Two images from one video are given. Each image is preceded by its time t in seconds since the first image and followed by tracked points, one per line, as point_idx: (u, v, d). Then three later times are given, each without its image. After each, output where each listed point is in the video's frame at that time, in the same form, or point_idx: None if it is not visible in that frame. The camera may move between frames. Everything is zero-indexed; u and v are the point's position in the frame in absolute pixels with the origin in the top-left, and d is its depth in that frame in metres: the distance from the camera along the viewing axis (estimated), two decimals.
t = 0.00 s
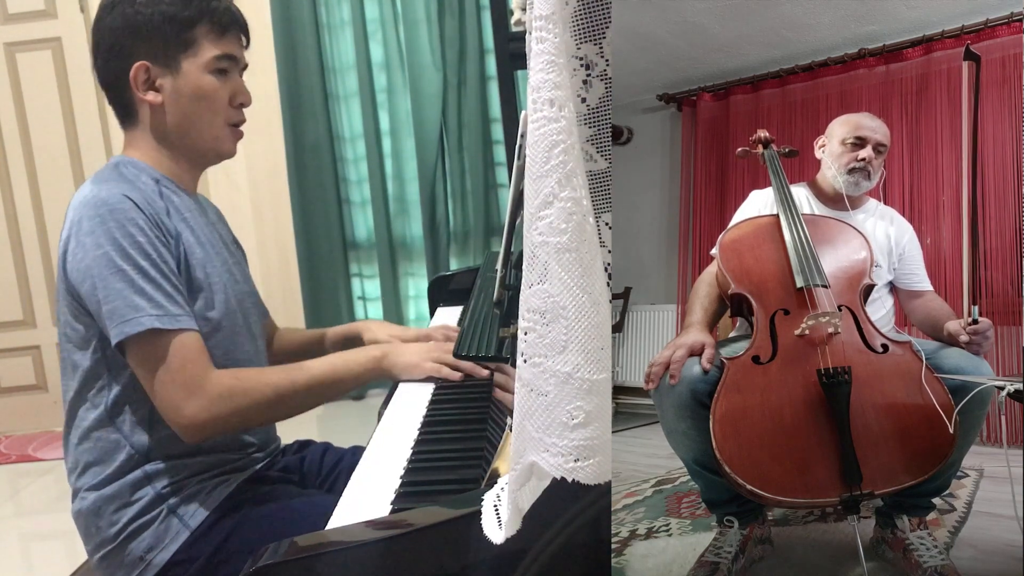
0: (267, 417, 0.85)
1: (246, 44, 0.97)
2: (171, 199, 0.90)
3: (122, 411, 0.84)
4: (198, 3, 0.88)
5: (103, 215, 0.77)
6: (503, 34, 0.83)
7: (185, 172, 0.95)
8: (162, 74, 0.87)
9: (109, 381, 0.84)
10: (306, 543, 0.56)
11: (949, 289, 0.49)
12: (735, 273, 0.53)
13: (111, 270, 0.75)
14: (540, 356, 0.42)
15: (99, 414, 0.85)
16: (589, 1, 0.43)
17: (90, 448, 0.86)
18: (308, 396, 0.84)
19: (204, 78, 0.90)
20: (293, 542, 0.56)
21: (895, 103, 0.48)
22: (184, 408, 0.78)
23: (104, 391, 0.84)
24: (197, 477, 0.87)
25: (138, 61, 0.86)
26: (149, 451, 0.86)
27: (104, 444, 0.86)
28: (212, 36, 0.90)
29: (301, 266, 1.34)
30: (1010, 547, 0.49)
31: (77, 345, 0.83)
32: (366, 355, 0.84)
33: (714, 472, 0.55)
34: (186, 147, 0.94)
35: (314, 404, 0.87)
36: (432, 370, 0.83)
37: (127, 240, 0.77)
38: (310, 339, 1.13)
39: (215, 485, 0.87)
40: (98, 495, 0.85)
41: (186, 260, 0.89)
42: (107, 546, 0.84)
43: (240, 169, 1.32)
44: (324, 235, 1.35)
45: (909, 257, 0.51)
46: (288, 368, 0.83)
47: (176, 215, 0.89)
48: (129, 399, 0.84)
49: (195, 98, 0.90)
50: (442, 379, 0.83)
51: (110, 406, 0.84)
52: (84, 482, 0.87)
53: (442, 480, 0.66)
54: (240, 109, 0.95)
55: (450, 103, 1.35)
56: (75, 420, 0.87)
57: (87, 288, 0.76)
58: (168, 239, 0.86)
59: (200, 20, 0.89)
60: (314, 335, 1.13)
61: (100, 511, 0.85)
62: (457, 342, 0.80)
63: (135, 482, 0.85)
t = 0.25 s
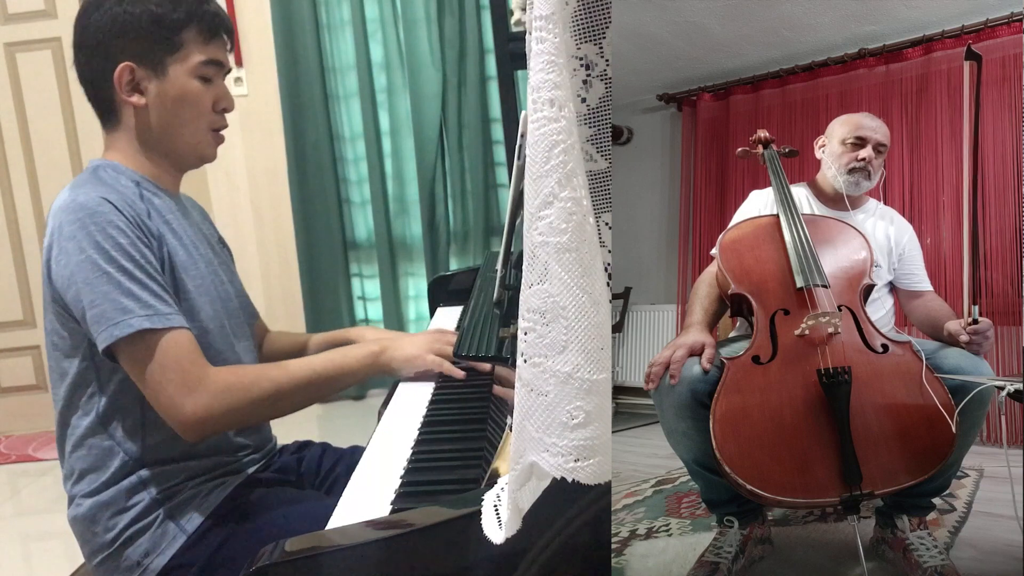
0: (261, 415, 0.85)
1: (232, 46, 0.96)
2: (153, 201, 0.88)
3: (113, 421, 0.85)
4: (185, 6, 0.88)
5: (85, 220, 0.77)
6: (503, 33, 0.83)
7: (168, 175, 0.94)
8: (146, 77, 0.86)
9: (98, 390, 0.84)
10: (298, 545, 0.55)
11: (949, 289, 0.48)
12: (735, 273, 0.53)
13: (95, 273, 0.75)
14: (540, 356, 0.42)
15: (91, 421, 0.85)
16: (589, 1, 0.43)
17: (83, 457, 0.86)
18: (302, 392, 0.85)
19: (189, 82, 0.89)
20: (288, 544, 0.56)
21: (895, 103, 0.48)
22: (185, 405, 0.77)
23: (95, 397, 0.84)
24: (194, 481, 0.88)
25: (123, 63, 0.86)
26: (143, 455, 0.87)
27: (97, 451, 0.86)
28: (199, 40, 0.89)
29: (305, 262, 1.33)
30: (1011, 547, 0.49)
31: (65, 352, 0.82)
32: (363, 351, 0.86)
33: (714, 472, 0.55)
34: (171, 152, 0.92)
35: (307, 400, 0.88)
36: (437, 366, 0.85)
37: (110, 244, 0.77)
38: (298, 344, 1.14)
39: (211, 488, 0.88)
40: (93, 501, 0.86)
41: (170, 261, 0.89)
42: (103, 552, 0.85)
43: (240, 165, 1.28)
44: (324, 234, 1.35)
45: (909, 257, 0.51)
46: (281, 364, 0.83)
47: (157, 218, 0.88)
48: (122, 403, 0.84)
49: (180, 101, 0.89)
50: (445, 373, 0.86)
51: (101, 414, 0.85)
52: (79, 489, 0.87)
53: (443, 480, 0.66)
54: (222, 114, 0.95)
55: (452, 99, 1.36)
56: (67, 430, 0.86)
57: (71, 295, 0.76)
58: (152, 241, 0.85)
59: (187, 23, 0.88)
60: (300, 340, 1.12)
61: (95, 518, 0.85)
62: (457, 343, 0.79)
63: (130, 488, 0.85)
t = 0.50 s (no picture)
0: (262, 414, 0.86)
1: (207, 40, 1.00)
2: (136, 205, 0.89)
3: (106, 428, 0.85)
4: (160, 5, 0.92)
5: (67, 226, 0.76)
6: (503, 34, 0.83)
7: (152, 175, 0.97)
8: (123, 79, 0.89)
9: (88, 403, 0.84)
10: (299, 544, 0.55)
11: (949, 290, 0.49)
12: (735, 273, 0.53)
13: (86, 282, 0.74)
14: (540, 356, 0.42)
15: (82, 431, 0.86)
16: (589, 1, 0.43)
17: (77, 466, 0.87)
18: (303, 392, 0.86)
19: (167, 80, 0.93)
20: (287, 544, 0.55)
21: (895, 103, 0.48)
22: (190, 405, 0.78)
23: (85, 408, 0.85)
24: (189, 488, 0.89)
25: (98, 65, 0.88)
26: (136, 463, 0.87)
27: (91, 461, 0.87)
28: (174, 37, 0.94)
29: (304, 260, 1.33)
30: (1010, 547, 0.49)
31: (52, 358, 0.82)
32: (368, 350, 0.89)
33: (714, 472, 0.55)
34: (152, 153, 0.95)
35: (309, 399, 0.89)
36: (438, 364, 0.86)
37: (96, 250, 0.76)
38: (289, 344, 1.13)
39: (206, 493, 0.89)
40: (88, 509, 0.85)
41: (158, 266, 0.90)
42: (99, 560, 0.84)
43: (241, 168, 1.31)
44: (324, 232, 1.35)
45: (909, 257, 0.51)
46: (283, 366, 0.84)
47: (142, 222, 0.89)
48: (115, 410, 0.85)
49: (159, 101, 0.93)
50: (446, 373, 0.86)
51: (91, 425, 0.86)
52: (73, 498, 0.87)
53: (443, 480, 0.66)
54: (204, 111, 1.00)
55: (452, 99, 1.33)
56: (60, 440, 0.88)
57: (62, 305, 0.75)
58: (138, 245, 0.85)
59: (161, 22, 0.92)
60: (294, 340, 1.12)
61: (90, 526, 0.85)
62: (458, 343, 0.81)
63: (124, 495, 0.85)
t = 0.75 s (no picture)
0: (254, 420, 0.86)
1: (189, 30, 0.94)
2: (131, 206, 0.89)
3: (107, 430, 0.85)
4: None
5: (61, 228, 0.76)
6: (503, 33, 0.83)
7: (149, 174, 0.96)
8: (108, 80, 0.85)
9: (87, 408, 0.84)
10: (299, 544, 0.54)
11: (949, 290, 0.48)
12: (735, 273, 0.53)
13: (79, 285, 0.74)
14: (540, 356, 0.42)
15: (81, 434, 0.85)
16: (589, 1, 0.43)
17: (76, 469, 0.87)
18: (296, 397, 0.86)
19: (151, 75, 0.89)
20: (287, 544, 0.55)
21: (896, 103, 0.48)
22: (181, 411, 0.77)
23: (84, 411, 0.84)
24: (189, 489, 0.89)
25: (81, 68, 0.84)
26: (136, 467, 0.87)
27: (90, 465, 0.86)
28: (153, 29, 0.88)
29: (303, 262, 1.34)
30: (1010, 547, 0.49)
31: (48, 360, 0.82)
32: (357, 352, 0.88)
33: (714, 472, 0.55)
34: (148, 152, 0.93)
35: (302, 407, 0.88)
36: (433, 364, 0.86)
37: (89, 252, 0.76)
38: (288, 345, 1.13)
39: (203, 497, 0.88)
40: (87, 512, 0.85)
41: (154, 267, 0.90)
42: (99, 562, 0.84)
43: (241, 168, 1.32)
44: (323, 234, 1.34)
45: (909, 257, 0.51)
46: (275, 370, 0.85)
47: (138, 223, 0.89)
48: (113, 413, 0.84)
49: (146, 97, 0.89)
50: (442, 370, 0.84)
51: (91, 428, 0.85)
52: (73, 501, 0.87)
53: (443, 480, 0.66)
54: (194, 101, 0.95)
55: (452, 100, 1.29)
56: (59, 442, 0.87)
57: (57, 308, 0.75)
58: (132, 246, 0.85)
59: (137, 16, 0.86)
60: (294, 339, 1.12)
61: (89, 529, 0.85)
62: (457, 341, 0.81)
63: (122, 499, 0.85)
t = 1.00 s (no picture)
0: (267, 410, 0.85)
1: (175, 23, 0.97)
2: (132, 204, 0.89)
3: (109, 430, 0.85)
4: None
5: (66, 228, 0.75)
6: (503, 34, 0.83)
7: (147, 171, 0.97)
8: (100, 79, 0.87)
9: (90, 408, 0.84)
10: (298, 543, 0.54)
11: (949, 291, 0.48)
12: (735, 273, 0.53)
13: (87, 284, 0.74)
14: (540, 356, 0.42)
15: (84, 430, 0.85)
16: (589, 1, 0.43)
17: (77, 466, 0.86)
18: (309, 389, 0.85)
19: (143, 71, 0.90)
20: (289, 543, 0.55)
21: (896, 103, 0.48)
22: (198, 403, 0.77)
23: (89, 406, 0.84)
24: (188, 489, 0.88)
25: (73, 70, 0.85)
26: (138, 464, 0.86)
27: (92, 462, 0.85)
28: (141, 23, 0.90)
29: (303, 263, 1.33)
30: (1011, 548, 0.49)
31: (50, 360, 0.83)
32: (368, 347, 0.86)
33: (714, 472, 0.55)
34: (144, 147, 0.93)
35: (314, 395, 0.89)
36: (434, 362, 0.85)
37: (95, 251, 0.75)
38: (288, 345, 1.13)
39: (205, 496, 0.88)
40: (87, 511, 0.84)
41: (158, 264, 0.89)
42: (99, 561, 0.82)
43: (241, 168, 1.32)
44: (323, 234, 1.34)
45: (909, 257, 0.51)
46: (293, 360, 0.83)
47: (141, 221, 0.88)
48: (115, 412, 0.85)
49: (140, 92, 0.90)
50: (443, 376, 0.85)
51: (93, 426, 0.85)
52: (73, 500, 0.86)
53: (442, 480, 0.66)
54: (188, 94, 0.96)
55: (452, 99, 1.30)
56: (61, 439, 0.87)
57: (66, 306, 0.75)
58: (137, 244, 0.84)
59: (122, 12, 0.87)
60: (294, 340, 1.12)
61: (89, 528, 0.83)
62: (457, 341, 0.80)
63: (123, 498, 0.84)
